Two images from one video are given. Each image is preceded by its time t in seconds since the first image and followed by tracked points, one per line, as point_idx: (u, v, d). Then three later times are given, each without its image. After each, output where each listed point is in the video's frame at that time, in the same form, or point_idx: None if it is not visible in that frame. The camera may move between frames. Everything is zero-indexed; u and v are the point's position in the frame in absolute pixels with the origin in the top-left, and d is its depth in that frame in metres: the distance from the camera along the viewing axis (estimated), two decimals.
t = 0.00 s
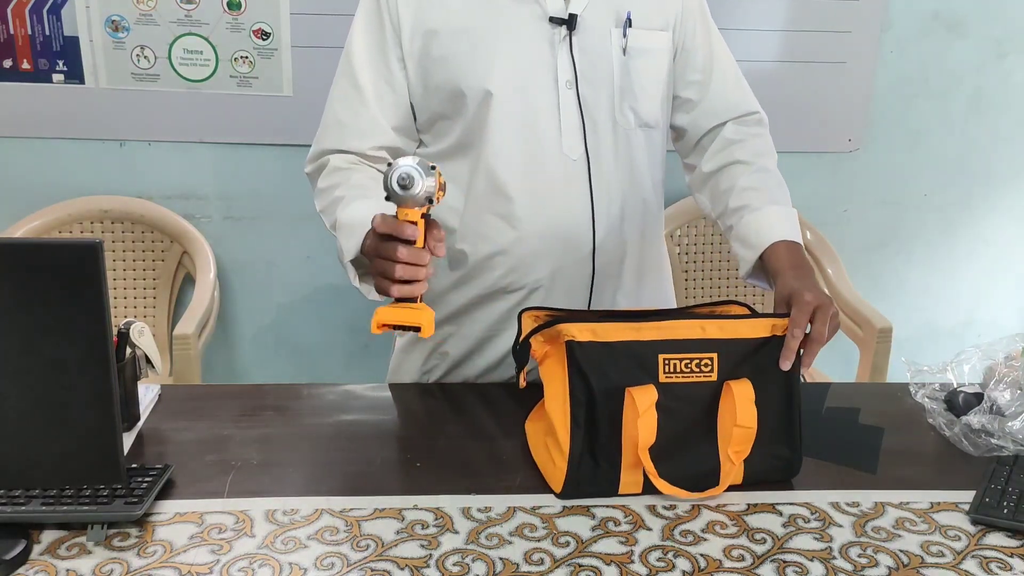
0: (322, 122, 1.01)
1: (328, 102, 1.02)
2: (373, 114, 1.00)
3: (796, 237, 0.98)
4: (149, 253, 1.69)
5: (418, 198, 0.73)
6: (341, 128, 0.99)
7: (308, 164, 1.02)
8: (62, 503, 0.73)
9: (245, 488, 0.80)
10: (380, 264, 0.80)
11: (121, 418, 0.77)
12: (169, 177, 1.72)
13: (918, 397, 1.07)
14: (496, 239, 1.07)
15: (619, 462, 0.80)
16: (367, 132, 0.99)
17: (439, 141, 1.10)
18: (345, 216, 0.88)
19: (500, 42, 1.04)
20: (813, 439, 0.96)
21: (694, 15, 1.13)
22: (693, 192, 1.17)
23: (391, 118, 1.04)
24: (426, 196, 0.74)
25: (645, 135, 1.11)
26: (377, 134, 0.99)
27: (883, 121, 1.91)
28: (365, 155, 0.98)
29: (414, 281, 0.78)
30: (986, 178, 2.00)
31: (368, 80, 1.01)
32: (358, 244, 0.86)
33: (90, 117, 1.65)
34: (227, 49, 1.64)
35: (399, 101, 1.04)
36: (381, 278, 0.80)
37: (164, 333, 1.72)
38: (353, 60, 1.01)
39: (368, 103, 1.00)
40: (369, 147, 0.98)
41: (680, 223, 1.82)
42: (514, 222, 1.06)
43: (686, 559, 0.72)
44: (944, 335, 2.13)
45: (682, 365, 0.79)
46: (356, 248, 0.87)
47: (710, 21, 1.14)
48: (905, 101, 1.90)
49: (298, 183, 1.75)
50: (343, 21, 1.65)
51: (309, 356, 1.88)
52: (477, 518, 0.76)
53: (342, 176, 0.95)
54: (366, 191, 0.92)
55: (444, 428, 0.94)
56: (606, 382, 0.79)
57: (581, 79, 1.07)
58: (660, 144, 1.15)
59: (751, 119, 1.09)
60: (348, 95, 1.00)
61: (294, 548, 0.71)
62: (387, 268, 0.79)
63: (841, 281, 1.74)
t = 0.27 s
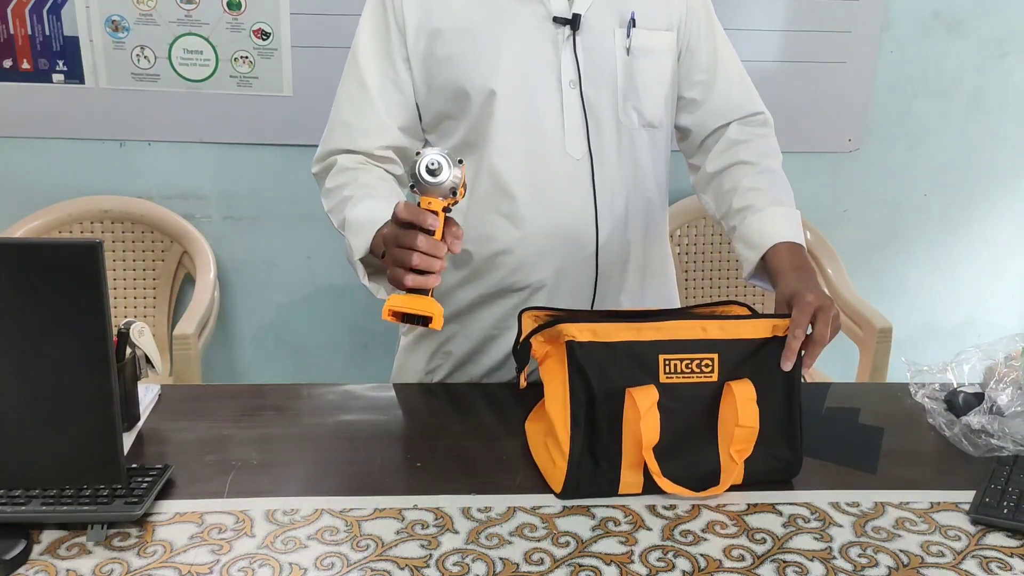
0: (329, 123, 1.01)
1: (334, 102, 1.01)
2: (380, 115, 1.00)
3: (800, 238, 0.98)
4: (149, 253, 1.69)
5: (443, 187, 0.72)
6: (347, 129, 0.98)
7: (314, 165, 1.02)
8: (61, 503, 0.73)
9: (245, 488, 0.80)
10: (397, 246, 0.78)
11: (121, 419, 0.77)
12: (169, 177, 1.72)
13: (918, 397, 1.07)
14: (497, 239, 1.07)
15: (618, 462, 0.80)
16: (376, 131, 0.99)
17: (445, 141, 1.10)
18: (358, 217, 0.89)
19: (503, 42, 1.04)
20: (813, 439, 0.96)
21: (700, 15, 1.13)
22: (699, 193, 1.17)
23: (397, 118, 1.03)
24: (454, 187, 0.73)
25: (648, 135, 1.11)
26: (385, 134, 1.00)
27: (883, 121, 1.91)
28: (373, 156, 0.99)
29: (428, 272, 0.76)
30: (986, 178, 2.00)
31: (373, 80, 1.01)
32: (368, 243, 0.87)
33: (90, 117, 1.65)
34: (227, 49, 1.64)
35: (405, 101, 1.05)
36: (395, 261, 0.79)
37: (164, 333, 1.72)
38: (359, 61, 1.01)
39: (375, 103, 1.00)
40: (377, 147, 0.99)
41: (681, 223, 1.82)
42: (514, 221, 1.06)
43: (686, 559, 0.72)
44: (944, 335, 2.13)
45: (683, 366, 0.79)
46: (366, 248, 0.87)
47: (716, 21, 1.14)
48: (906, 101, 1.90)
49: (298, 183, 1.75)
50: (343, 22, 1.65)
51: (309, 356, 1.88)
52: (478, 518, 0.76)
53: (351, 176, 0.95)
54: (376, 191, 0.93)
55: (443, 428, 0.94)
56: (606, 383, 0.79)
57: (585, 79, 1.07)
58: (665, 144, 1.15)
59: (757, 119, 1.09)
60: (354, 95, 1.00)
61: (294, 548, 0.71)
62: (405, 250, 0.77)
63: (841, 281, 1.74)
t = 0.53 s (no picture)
0: (322, 116, 1.01)
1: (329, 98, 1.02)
2: (376, 112, 1.00)
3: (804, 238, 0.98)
4: (149, 253, 1.69)
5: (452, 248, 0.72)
6: (347, 129, 0.98)
7: (304, 156, 1.01)
8: (61, 502, 0.73)
9: (245, 488, 0.80)
10: (388, 233, 0.79)
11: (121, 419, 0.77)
12: (169, 177, 1.72)
13: (918, 397, 1.07)
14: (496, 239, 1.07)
15: (619, 462, 0.80)
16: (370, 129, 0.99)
17: (444, 139, 1.10)
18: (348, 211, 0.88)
19: (504, 42, 1.04)
20: (813, 439, 0.96)
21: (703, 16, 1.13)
22: (703, 193, 1.17)
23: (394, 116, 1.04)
24: (461, 260, 0.72)
25: (649, 136, 1.11)
26: (379, 131, 1.00)
27: (884, 121, 1.91)
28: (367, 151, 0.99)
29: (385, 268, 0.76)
30: (986, 178, 2.00)
31: (371, 78, 1.01)
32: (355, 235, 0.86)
33: (89, 117, 1.65)
34: (227, 49, 1.64)
35: (404, 100, 1.05)
36: (375, 238, 0.79)
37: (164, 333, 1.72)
38: (358, 58, 1.01)
39: (372, 101, 1.00)
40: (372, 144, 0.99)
41: (681, 223, 1.82)
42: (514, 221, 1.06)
43: (686, 559, 0.72)
44: (944, 335, 2.13)
45: (684, 366, 0.79)
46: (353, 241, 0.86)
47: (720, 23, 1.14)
48: (906, 101, 1.90)
49: (298, 183, 1.75)
50: (343, 22, 1.65)
51: (309, 355, 1.88)
52: (477, 518, 0.76)
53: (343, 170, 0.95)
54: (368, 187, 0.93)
55: (443, 428, 0.94)
56: (607, 383, 0.79)
57: (586, 79, 1.06)
58: (667, 145, 1.15)
59: (760, 120, 1.09)
60: (352, 93, 1.00)
61: (294, 548, 0.71)
62: (392, 240, 0.78)
63: (841, 281, 1.74)
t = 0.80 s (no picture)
0: (318, 113, 1.01)
1: (324, 96, 1.02)
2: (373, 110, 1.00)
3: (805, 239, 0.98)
4: (149, 253, 1.69)
5: (464, 278, 0.74)
6: (346, 129, 0.98)
7: (298, 154, 1.01)
8: (61, 503, 0.73)
9: (245, 488, 0.80)
10: (398, 253, 0.78)
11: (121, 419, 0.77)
12: (169, 177, 1.72)
13: (917, 397, 1.07)
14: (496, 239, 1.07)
15: (619, 461, 0.80)
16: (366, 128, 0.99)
17: (444, 139, 1.10)
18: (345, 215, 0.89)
19: (505, 42, 1.04)
20: (813, 439, 0.96)
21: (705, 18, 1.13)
22: (704, 194, 1.17)
23: (392, 115, 1.03)
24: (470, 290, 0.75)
25: (648, 137, 1.11)
26: (376, 130, 1.00)
27: (884, 121, 1.91)
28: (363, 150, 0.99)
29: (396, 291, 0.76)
30: (986, 178, 2.00)
31: (370, 76, 1.01)
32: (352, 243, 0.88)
33: (89, 117, 1.65)
34: (227, 49, 1.64)
35: (401, 98, 1.05)
36: (386, 256, 0.78)
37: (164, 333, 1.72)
38: (357, 57, 1.01)
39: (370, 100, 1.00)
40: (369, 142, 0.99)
41: (680, 223, 1.82)
42: (513, 221, 1.06)
43: (686, 559, 0.72)
44: (944, 335, 2.13)
45: (684, 366, 0.79)
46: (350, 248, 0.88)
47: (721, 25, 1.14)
48: (906, 101, 1.90)
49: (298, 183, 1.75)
50: (343, 21, 1.65)
51: (309, 355, 1.88)
52: (477, 518, 0.76)
53: (338, 171, 0.95)
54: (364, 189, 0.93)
55: (443, 428, 0.94)
56: (607, 382, 0.79)
57: (587, 79, 1.06)
58: (666, 146, 1.15)
59: (762, 121, 1.09)
60: (351, 92, 1.00)
61: (294, 548, 0.71)
62: (403, 262, 0.77)
63: (841, 281, 1.74)
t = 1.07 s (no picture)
0: (317, 111, 1.01)
1: (322, 96, 1.02)
2: (370, 108, 1.00)
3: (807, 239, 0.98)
4: (149, 253, 1.69)
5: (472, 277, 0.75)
6: (346, 130, 0.98)
7: (297, 155, 1.01)
8: (61, 503, 0.73)
9: (245, 488, 0.80)
10: (405, 251, 0.77)
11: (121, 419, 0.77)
12: (169, 177, 1.72)
13: (917, 397, 1.07)
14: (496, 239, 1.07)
15: (619, 461, 0.80)
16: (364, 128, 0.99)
17: (442, 138, 1.10)
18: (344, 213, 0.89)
19: (504, 42, 1.04)
20: (813, 439, 0.96)
21: (706, 18, 1.13)
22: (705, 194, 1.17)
23: (389, 114, 1.03)
24: (479, 290, 0.76)
25: (647, 138, 1.11)
26: (374, 129, 1.00)
27: (884, 121, 1.91)
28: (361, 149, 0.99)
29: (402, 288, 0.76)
30: (986, 178, 2.00)
31: (368, 76, 1.01)
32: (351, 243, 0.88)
33: (89, 117, 1.65)
34: (227, 49, 1.64)
35: (399, 97, 1.04)
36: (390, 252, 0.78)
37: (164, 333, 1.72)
38: (356, 56, 1.01)
39: (368, 98, 1.00)
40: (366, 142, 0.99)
41: (681, 223, 1.82)
42: (513, 221, 1.06)
43: (686, 559, 0.72)
44: (944, 335, 2.13)
45: (685, 365, 0.79)
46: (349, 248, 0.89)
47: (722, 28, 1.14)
48: (906, 101, 1.90)
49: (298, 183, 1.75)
50: (344, 21, 1.65)
51: (309, 355, 1.88)
52: (477, 518, 0.76)
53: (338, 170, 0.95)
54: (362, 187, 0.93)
55: (443, 428, 0.94)
56: (607, 382, 0.79)
57: (586, 79, 1.06)
58: (665, 147, 1.15)
59: (763, 121, 1.10)
60: (350, 92, 1.00)
61: (295, 548, 0.71)
62: (408, 261, 0.76)
63: (841, 281, 1.74)
